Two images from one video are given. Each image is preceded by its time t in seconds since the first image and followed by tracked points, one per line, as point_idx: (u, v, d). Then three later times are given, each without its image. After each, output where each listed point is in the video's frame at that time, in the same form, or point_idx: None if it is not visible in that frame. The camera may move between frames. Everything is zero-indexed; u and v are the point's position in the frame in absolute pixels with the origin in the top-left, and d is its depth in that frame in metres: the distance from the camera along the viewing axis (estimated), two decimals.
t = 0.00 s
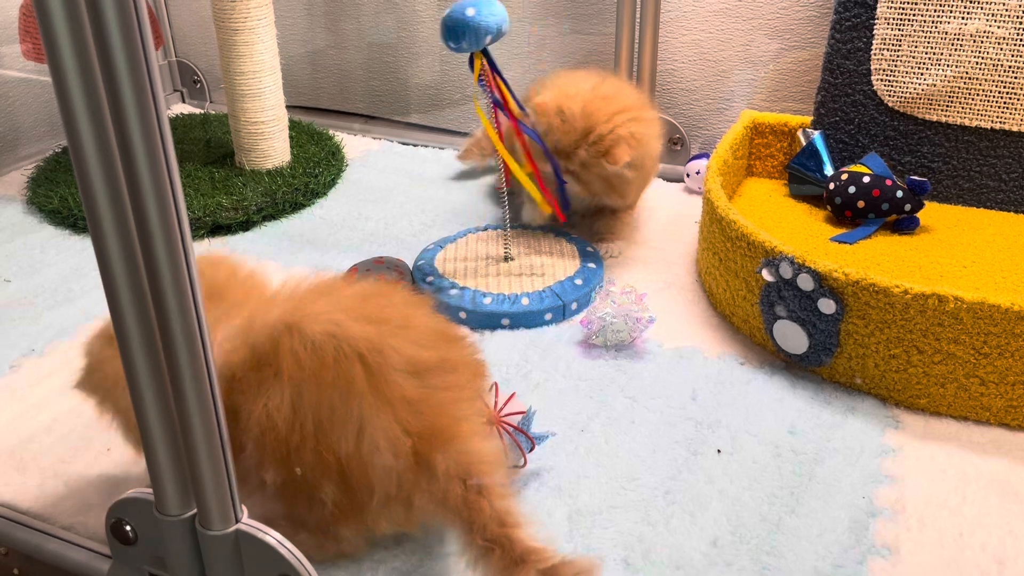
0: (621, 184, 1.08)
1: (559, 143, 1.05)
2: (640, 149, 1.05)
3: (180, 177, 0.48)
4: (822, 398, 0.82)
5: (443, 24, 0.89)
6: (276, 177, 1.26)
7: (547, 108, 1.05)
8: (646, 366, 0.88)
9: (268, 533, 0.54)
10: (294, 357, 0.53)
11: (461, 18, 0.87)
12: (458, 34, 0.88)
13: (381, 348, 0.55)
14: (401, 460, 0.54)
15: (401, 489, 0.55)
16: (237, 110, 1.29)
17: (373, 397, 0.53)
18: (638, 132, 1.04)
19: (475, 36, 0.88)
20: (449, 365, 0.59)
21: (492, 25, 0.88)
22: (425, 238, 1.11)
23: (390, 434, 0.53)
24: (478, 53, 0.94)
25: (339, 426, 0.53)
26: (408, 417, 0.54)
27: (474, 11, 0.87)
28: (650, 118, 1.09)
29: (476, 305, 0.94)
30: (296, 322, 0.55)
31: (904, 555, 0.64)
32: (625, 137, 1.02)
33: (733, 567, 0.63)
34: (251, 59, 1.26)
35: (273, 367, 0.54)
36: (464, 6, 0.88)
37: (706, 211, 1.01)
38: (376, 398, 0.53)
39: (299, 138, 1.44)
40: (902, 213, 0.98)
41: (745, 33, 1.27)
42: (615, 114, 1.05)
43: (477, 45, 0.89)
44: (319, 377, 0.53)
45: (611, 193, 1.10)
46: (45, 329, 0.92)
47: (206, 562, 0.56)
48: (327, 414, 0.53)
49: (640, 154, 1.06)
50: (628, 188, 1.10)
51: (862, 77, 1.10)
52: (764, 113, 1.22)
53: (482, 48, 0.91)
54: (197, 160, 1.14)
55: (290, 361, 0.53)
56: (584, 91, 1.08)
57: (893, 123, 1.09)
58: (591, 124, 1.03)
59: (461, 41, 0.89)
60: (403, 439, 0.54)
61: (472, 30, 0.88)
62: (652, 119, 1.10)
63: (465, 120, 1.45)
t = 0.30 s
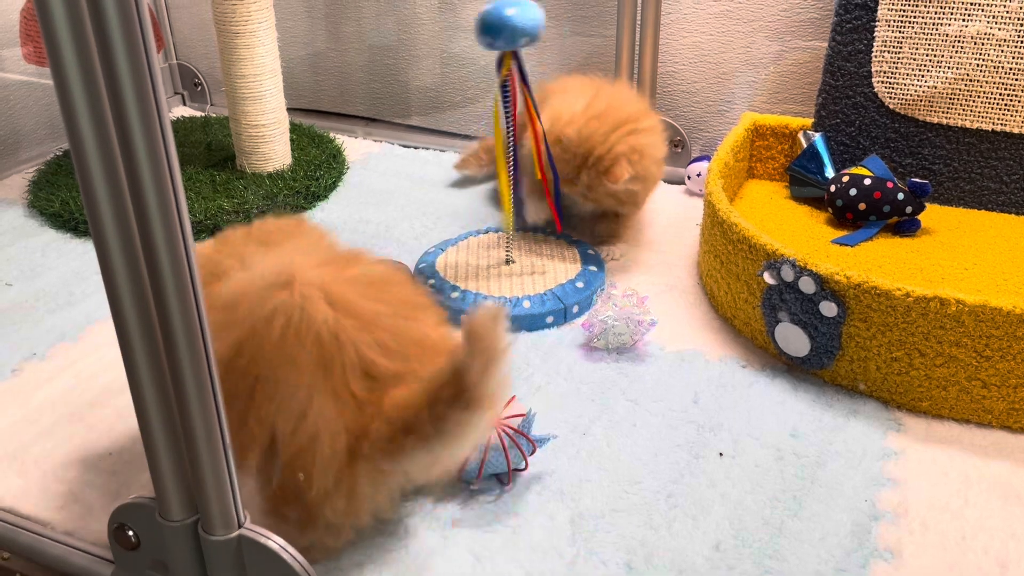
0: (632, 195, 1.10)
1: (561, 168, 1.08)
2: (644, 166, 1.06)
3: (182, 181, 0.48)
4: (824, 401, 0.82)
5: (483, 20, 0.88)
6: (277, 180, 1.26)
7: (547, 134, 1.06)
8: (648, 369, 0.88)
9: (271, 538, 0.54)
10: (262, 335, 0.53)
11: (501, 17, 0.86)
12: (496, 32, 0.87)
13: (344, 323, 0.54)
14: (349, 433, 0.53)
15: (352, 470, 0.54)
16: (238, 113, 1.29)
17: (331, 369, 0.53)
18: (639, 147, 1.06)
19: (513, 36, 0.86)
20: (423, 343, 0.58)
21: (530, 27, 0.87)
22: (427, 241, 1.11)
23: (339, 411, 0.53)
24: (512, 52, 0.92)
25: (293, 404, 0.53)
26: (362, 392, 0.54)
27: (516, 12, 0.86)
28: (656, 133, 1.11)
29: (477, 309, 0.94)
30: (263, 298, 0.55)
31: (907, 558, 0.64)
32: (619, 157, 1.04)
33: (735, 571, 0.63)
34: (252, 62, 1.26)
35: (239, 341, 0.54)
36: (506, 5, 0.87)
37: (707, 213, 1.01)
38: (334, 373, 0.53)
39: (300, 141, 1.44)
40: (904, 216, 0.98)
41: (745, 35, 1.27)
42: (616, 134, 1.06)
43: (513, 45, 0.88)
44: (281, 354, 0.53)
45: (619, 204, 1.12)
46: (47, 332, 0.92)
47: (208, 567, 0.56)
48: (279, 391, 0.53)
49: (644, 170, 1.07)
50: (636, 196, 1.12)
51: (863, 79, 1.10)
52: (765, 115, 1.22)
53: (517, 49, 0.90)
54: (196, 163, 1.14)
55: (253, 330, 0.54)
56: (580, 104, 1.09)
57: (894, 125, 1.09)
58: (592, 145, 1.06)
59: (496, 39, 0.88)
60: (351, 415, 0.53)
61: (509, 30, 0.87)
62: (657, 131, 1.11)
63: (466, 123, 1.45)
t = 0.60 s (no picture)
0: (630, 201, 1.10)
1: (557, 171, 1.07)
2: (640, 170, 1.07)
3: (178, 181, 0.48)
4: (823, 402, 0.82)
5: (508, 21, 0.89)
6: (276, 181, 1.25)
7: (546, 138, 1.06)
8: (646, 371, 0.88)
9: (267, 541, 0.54)
10: (240, 312, 0.56)
11: (529, 19, 0.87)
12: (521, 33, 0.88)
13: (317, 300, 0.57)
14: (312, 398, 0.53)
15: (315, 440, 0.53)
16: (236, 114, 1.29)
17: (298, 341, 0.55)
18: (635, 151, 1.06)
19: (537, 38, 0.87)
20: (400, 326, 0.59)
21: (556, 31, 0.88)
22: (425, 243, 1.11)
23: (303, 378, 0.54)
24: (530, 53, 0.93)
25: (265, 377, 0.54)
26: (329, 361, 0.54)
27: (544, 14, 0.87)
28: (653, 138, 1.11)
29: (476, 310, 0.94)
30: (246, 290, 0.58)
31: (905, 560, 0.64)
32: (616, 158, 1.05)
33: (733, 573, 0.63)
34: (250, 64, 1.26)
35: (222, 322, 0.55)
36: (534, 7, 0.88)
37: (705, 215, 1.01)
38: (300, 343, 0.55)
39: (299, 143, 1.44)
40: (902, 217, 0.98)
41: (743, 36, 1.27)
42: (613, 139, 1.07)
43: (537, 48, 0.89)
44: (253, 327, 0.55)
45: (615, 209, 1.11)
46: (45, 335, 0.91)
47: (205, 570, 0.56)
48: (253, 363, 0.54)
49: (641, 175, 1.07)
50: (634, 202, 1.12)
51: (861, 80, 1.09)
52: (764, 116, 1.22)
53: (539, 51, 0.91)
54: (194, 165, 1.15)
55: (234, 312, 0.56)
56: (580, 106, 1.10)
57: (893, 126, 1.09)
58: (591, 146, 1.06)
59: (522, 39, 0.88)
60: (314, 381, 0.54)
61: (535, 31, 0.87)
62: (655, 136, 1.12)
63: (464, 125, 1.45)
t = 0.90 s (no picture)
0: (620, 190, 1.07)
1: (559, 142, 1.05)
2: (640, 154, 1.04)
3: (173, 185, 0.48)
4: (820, 404, 0.82)
5: (496, 22, 0.88)
6: (273, 184, 1.25)
7: (551, 113, 1.05)
8: (644, 373, 0.88)
9: (263, 544, 0.54)
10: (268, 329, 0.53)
11: (516, 20, 0.87)
12: (508, 35, 0.88)
13: (356, 327, 0.52)
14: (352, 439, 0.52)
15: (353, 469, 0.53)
16: (234, 117, 1.29)
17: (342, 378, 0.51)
18: (637, 135, 1.04)
19: (526, 39, 0.87)
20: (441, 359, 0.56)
21: (544, 31, 0.88)
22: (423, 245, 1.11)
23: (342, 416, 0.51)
24: (523, 58, 0.93)
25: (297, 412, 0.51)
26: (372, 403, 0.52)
27: (531, 15, 0.87)
28: (654, 132, 1.10)
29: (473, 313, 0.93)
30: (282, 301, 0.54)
31: (902, 562, 0.64)
32: (618, 135, 1.02)
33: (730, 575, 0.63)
34: (247, 67, 1.26)
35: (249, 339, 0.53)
36: (521, 9, 0.88)
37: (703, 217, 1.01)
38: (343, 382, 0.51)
39: (296, 145, 1.44)
40: (899, 218, 0.98)
41: (740, 38, 1.27)
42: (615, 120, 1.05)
43: (526, 49, 0.89)
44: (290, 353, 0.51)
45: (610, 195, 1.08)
46: (41, 338, 0.91)
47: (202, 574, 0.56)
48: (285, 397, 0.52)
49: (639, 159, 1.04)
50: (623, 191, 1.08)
51: (858, 82, 1.10)
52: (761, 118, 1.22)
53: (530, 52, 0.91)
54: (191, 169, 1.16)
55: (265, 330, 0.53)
56: (583, 94, 1.10)
57: (890, 128, 1.09)
58: (593, 123, 1.04)
59: (510, 41, 0.88)
60: (358, 427, 0.52)
61: (524, 32, 0.87)
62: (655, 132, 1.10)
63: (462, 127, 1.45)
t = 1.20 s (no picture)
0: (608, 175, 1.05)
1: (532, 132, 1.04)
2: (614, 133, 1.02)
3: (167, 193, 0.48)
4: (818, 409, 0.82)
5: (468, 28, 0.89)
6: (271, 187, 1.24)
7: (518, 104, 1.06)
8: (642, 378, 0.87)
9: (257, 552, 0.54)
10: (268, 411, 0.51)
11: (486, 24, 0.87)
12: (481, 40, 0.88)
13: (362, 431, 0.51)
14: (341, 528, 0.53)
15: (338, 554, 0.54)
16: (230, 121, 1.29)
17: (357, 453, 0.51)
18: (607, 115, 1.04)
19: (497, 43, 0.87)
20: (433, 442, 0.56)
21: (515, 34, 0.88)
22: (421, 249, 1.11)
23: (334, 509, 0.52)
24: (498, 61, 0.94)
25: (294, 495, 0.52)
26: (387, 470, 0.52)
27: (499, 19, 0.87)
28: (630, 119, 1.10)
29: (470, 317, 0.93)
30: (291, 350, 0.51)
31: (900, 568, 0.64)
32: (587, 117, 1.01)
33: None
34: (243, 70, 1.26)
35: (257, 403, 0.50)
36: (490, 13, 0.88)
37: (700, 220, 1.00)
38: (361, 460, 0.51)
39: (292, 148, 1.39)
40: (898, 222, 0.97)
41: (738, 41, 1.27)
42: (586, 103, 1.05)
43: (499, 53, 0.89)
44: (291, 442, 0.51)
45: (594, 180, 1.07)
46: (36, 343, 0.91)
47: None
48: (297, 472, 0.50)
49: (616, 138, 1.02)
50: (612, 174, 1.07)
51: (856, 85, 1.09)
52: (758, 121, 1.22)
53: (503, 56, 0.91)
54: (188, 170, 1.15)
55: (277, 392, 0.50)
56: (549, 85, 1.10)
57: (888, 131, 1.09)
58: (561, 110, 1.03)
59: (482, 47, 0.88)
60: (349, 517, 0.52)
61: (495, 37, 0.87)
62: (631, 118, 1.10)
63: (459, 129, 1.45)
